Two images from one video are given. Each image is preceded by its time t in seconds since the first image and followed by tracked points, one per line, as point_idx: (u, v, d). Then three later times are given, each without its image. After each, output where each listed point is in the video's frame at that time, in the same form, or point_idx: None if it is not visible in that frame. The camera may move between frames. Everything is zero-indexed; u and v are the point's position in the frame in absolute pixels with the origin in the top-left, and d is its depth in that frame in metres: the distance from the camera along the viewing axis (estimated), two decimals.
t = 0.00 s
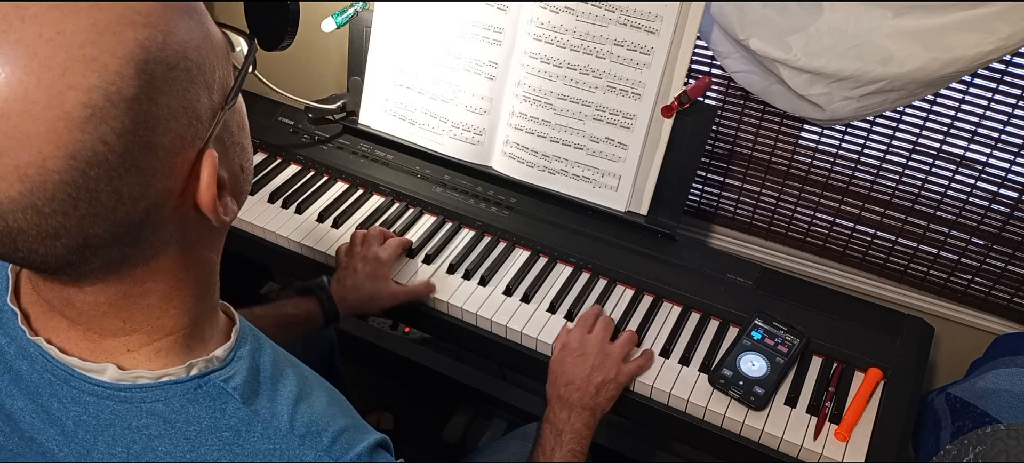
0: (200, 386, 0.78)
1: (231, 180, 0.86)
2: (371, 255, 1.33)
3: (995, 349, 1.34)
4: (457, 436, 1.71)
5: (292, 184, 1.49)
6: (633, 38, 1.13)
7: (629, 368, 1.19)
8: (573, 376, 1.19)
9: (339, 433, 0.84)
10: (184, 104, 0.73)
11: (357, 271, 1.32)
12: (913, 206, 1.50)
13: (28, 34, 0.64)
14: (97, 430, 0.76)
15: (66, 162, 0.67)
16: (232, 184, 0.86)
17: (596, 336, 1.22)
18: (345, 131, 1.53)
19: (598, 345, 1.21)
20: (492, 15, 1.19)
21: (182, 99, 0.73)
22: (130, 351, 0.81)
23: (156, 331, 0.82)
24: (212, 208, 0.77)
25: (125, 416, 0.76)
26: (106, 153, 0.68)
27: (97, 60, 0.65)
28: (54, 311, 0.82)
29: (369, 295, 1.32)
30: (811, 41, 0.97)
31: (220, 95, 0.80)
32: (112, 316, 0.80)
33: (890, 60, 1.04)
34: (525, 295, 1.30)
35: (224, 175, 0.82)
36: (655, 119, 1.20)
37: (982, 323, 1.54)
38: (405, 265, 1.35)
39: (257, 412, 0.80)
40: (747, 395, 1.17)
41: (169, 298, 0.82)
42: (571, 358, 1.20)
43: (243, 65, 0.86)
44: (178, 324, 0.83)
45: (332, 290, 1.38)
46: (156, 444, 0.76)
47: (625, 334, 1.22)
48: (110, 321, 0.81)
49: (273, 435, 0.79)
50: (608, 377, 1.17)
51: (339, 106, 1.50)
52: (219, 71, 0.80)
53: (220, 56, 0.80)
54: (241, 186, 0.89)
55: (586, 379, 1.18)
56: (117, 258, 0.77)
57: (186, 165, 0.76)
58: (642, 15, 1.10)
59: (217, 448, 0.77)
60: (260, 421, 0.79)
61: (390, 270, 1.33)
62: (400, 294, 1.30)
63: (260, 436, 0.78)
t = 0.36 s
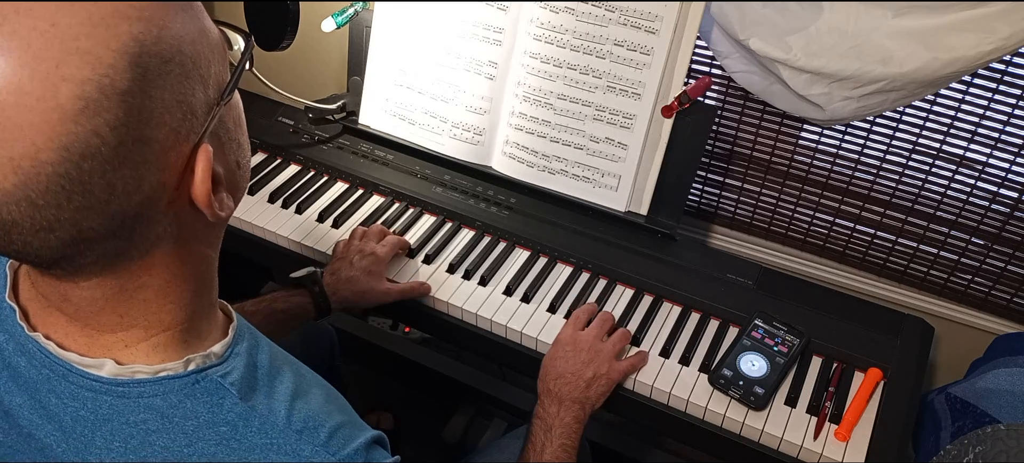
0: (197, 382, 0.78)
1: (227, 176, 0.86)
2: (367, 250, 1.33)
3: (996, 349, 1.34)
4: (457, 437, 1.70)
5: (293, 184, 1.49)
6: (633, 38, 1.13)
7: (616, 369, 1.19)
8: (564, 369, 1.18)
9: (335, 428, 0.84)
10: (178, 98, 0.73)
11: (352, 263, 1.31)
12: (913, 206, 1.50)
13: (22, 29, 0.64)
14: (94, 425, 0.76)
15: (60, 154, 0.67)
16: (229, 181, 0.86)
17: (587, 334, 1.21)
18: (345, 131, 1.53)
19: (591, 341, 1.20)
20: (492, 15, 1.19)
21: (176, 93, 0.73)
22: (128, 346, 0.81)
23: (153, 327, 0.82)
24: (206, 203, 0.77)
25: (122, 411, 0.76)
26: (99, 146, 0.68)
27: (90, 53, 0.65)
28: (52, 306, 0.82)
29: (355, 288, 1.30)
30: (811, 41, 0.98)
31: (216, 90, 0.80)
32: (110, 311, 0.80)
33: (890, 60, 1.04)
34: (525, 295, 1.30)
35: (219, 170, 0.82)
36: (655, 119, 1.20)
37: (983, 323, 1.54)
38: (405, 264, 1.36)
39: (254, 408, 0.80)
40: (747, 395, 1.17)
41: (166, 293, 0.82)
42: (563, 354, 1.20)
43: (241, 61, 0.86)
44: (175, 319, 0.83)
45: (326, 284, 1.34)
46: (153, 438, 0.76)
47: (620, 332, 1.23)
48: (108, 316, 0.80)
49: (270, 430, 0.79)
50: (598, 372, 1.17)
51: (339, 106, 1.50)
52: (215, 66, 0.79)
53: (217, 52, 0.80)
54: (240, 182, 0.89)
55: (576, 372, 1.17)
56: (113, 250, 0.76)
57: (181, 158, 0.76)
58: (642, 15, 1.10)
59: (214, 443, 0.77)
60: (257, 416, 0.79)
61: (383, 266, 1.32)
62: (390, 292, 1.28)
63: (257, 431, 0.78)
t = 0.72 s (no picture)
0: (189, 377, 0.79)
1: (217, 170, 0.85)
2: (365, 252, 1.32)
3: (996, 349, 1.34)
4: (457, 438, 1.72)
5: (292, 184, 1.49)
6: (633, 38, 1.13)
7: (621, 365, 1.19)
8: (568, 369, 1.18)
9: (328, 425, 0.84)
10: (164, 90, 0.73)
11: (350, 267, 1.31)
12: (913, 206, 1.50)
13: (15, 22, 0.66)
14: (87, 421, 0.76)
15: (44, 142, 0.68)
16: (218, 176, 0.85)
17: (591, 333, 1.21)
18: (345, 131, 1.53)
19: (596, 341, 1.20)
20: (492, 15, 1.19)
21: (163, 86, 0.73)
22: (120, 341, 0.80)
23: (145, 322, 0.81)
24: (195, 196, 0.76)
25: (114, 407, 0.76)
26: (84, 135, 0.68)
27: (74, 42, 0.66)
28: (45, 302, 0.82)
29: (353, 292, 1.31)
30: (811, 41, 0.97)
31: (204, 84, 0.80)
32: (102, 306, 0.80)
33: (890, 60, 1.04)
34: (525, 295, 1.30)
35: (209, 164, 0.81)
36: (655, 119, 1.20)
37: (982, 323, 1.54)
38: (404, 264, 1.36)
39: (246, 404, 0.80)
40: (747, 395, 1.17)
41: (157, 288, 0.81)
42: (564, 353, 1.19)
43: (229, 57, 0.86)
44: (168, 314, 0.82)
45: (326, 287, 1.34)
46: (145, 434, 0.76)
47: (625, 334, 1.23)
48: (99, 311, 0.80)
49: (262, 426, 0.79)
50: (602, 372, 1.17)
51: (339, 106, 1.50)
52: (202, 60, 0.79)
53: (205, 47, 0.80)
54: (230, 177, 0.88)
55: (580, 372, 1.17)
56: (103, 242, 0.76)
57: (168, 150, 0.75)
58: (642, 15, 1.11)
59: (206, 438, 0.77)
60: (249, 412, 0.79)
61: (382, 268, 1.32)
62: (388, 294, 1.29)
63: (249, 426, 0.78)
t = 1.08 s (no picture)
0: (183, 376, 0.78)
1: (210, 170, 0.85)
2: (365, 253, 1.32)
3: (995, 349, 1.34)
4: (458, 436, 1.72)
5: (293, 184, 1.49)
6: (633, 38, 1.13)
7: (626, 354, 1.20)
8: (570, 356, 1.19)
9: (324, 423, 0.84)
10: (155, 88, 0.73)
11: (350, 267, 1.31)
12: (913, 206, 1.50)
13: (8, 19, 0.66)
14: (82, 421, 0.76)
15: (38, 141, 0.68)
16: (212, 175, 0.85)
17: (592, 325, 1.22)
18: (346, 131, 1.53)
19: (597, 333, 1.20)
20: (492, 14, 1.19)
21: (154, 84, 0.73)
22: (113, 341, 0.80)
23: (139, 321, 0.81)
24: (186, 196, 0.76)
25: (109, 407, 0.76)
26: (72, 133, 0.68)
27: (62, 39, 0.67)
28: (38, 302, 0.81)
29: (352, 293, 1.30)
30: (811, 41, 0.98)
31: (197, 83, 0.80)
32: (95, 306, 0.79)
33: (891, 60, 1.04)
34: (525, 295, 1.30)
35: (201, 164, 0.81)
36: (655, 119, 1.20)
37: (982, 323, 1.54)
38: (405, 263, 1.36)
39: (241, 402, 0.80)
40: (747, 395, 1.17)
41: (150, 287, 0.81)
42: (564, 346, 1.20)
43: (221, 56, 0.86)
44: (161, 314, 0.82)
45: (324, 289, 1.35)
46: (139, 434, 0.76)
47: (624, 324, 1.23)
48: (92, 311, 0.80)
49: (257, 424, 0.79)
50: (603, 359, 1.17)
51: (339, 106, 1.50)
52: (195, 60, 0.80)
53: (199, 48, 0.80)
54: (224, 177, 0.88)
55: (582, 359, 1.17)
56: (93, 241, 0.76)
57: (158, 149, 0.75)
58: (642, 15, 1.11)
59: (201, 437, 0.77)
60: (244, 411, 0.79)
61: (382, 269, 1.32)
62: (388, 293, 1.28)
63: (244, 425, 0.79)
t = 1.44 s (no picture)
0: (172, 384, 0.78)
1: (205, 181, 0.79)
2: (349, 255, 1.32)
3: (996, 348, 1.34)
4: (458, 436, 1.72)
5: (293, 184, 1.49)
6: (633, 39, 1.12)
7: (630, 350, 1.20)
8: (575, 348, 1.19)
9: (316, 427, 0.84)
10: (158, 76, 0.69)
11: (333, 269, 1.32)
12: (913, 206, 1.50)
13: None
14: (71, 430, 0.77)
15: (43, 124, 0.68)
16: (207, 189, 0.79)
17: (598, 319, 1.23)
18: (345, 131, 1.53)
19: (601, 330, 1.21)
20: (492, 15, 1.18)
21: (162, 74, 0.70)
22: (99, 345, 0.79)
23: (123, 325, 0.80)
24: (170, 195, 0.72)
25: (97, 416, 0.76)
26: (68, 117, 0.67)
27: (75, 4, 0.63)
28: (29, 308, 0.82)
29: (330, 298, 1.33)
30: (812, 41, 0.97)
31: (207, 94, 0.74)
32: (79, 309, 0.79)
33: (891, 60, 1.04)
34: (525, 295, 1.30)
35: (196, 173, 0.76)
36: (655, 119, 1.21)
37: (982, 323, 1.54)
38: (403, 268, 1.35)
39: (231, 410, 0.80)
40: (747, 395, 1.17)
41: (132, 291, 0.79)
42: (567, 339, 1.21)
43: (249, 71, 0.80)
44: (145, 318, 0.80)
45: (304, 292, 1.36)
46: (128, 443, 0.76)
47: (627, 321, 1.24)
48: (78, 311, 0.79)
49: (246, 431, 0.80)
50: (608, 352, 1.18)
51: (339, 106, 1.50)
52: (211, 76, 0.73)
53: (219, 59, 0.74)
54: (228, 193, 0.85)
55: (586, 351, 1.18)
56: (75, 216, 0.73)
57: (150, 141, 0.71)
58: (643, 15, 1.09)
59: (189, 446, 0.77)
60: (234, 418, 0.80)
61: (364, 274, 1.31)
62: (367, 299, 1.30)
63: (233, 433, 0.79)
